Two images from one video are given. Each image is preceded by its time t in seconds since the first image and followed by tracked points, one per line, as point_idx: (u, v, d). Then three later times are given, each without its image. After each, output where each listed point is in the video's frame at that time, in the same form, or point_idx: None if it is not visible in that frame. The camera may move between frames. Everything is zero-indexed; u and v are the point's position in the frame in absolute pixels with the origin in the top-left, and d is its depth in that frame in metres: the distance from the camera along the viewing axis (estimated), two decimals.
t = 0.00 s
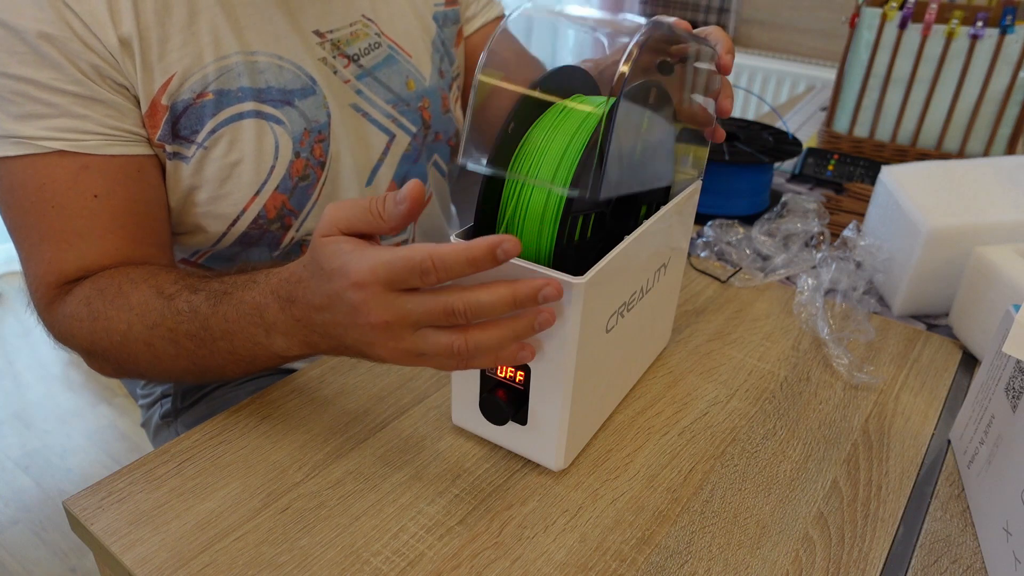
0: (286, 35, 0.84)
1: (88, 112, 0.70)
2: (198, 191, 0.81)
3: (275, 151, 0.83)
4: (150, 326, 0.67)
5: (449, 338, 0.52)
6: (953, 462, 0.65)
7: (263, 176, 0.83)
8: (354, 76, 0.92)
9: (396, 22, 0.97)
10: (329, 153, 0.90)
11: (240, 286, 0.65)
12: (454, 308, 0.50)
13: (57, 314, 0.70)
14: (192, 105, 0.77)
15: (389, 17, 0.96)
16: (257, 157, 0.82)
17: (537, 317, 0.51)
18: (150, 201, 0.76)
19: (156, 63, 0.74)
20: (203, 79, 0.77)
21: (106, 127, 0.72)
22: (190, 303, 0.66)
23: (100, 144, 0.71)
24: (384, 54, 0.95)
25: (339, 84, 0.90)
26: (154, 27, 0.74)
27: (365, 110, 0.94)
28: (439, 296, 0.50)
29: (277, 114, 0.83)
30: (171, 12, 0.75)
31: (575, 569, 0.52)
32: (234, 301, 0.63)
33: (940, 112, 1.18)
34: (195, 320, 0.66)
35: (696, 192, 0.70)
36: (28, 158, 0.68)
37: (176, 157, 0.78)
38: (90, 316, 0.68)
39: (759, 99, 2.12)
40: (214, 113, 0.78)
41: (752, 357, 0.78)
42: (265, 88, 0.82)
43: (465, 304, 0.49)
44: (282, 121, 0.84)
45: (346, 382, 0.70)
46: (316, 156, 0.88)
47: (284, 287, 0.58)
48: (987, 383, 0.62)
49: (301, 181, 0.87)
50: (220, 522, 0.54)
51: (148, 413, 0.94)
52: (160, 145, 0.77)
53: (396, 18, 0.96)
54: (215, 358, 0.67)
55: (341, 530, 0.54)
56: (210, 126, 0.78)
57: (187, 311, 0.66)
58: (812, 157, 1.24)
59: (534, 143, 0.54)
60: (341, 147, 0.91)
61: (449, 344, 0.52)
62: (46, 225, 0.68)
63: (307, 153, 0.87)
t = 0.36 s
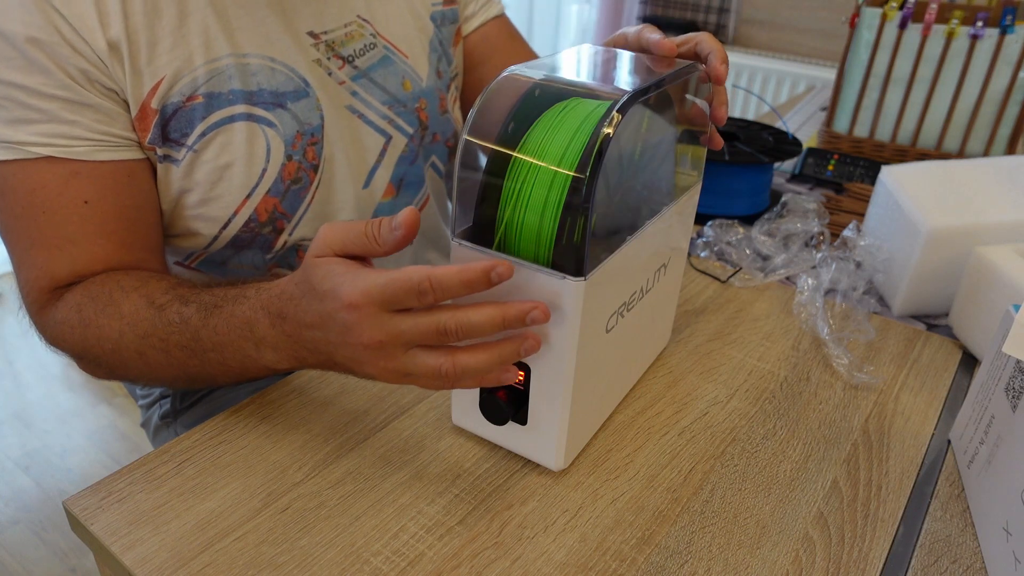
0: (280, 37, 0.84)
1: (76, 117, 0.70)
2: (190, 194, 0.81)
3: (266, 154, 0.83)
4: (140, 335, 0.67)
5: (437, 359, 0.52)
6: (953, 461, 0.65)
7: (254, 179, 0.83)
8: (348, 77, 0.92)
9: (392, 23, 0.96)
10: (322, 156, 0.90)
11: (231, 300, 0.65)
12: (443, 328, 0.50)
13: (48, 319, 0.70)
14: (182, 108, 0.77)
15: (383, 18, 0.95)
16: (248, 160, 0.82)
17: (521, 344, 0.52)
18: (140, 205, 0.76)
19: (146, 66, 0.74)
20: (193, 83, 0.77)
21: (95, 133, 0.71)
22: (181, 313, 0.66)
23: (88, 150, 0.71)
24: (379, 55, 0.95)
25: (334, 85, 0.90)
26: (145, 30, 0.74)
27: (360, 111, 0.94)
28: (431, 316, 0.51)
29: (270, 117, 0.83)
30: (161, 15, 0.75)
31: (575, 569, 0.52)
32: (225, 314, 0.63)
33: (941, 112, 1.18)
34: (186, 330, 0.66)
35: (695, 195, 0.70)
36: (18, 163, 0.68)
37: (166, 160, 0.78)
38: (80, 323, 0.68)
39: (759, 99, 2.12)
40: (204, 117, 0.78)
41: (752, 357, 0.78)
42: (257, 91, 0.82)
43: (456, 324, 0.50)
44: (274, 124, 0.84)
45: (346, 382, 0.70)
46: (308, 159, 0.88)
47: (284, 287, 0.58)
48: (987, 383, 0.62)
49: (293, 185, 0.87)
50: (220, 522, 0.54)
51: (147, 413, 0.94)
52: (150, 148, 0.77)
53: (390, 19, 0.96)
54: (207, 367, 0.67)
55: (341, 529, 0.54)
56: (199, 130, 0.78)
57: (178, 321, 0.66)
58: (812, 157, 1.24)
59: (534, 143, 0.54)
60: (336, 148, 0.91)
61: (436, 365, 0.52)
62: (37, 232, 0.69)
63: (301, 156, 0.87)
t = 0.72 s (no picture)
0: (279, 36, 0.84)
1: (76, 118, 0.70)
2: (189, 195, 0.81)
3: (265, 154, 0.83)
4: (147, 336, 0.67)
5: (452, 344, 0.54)
6: (953, 461, 0.65)
7: (252, 180, 0.83)
8: (348, 77, 0.92)
9: (392, 22, 0.97)
10: (322, 155, 0.90)
11: (240, 297, 0.65)
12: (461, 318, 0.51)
13: (49, 321, 0.70)
14: (181, 108, 0.77)
15: (382, 18, 0.95)
16: (247, 160, 0.82)
17: (539, 339, 0.52)
18: (139, 206, 0.76)
19: (145, 65, 0.74)
20: (192, 82, 0.77)
21: (94, 133, 0.71)
22: (187, 312, 0.67)
23: (88, 151, 0.71)
24: (379, 54, 0.95)
25: (333, 85, 0.90)
26: (144, 29, 0.74)
27: (360, 111, 0.94)
28: (448, 303, 0.52)
29: (269, 116, 0.83)
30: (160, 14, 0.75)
31: (575, 569, 0.52)
32: (233, 311, 0.64)
33: (940, 112, 1.18)
34: (193, 330, 0.66)
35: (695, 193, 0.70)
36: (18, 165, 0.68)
37: (165, 160, 0.78)
38: (84, 324, 0.68)
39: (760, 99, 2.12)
40: (203, 116, 0.78)
41: (752, 357, 0.78)
42: (256, 90, 0.82)
43: (472, 312, 0.51)
44: (274, 123, 0.84)
45: (346, 382, 0.70)
46: (308, 159, 0.88)
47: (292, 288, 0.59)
48: (987, 384, 0.62)
49: (293, 184, 0.87)
50: (220, 523, 0.54)
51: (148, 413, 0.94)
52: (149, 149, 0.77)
53: (390, 18, 0.96)
54: (212, 366, 0.67)
55: (341, 530, 0.54)
56: (198, 129, 0.78)
57: (184, 321, 0.67)
58: (812, 157, 1.24)
59: (534, 143, 0.54)
60: (335, 148, 0.91)
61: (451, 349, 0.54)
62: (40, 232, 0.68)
63: (301, 156, 0.87)
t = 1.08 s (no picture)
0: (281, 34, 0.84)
1: (77, 112, 0.71)
2: (191, 193, 0.81)
3: (269, 151, 0.83)
4: (154, 341, 0.67)
5: (500, 362, 0.54)
6: (953, 461, 0.65)
7: (256, 177, 0.83)
8: (352, 75, 0.92)
9: (394, 21, 0.97)
10: (324, 154, 0.90)
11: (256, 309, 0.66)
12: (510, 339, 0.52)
13: (50, 320, 0.69)
14: (184, 105, 0.77)
15: (385, 16, 0.96)
16: (250, 158, 0.82)
17: (583, 370, 0.53)
18: (141, 203, 0.76)
19: (149, 62, 0.74)
20: (196, 79, 0.77)
21: (95, 128, 0.72)
22: (200, 318, 0.67)
23: (90, 145, 0.72)
24: (383, 53, 0.95)
25: (337, 84, 0.90)
26: (147, 26, 0.74)
27: (364, 110, 0.94)
28: (498, 322, 0.52)
29: (272, 114, 0.83)
30: (163, 10, 0.75)
31: (575, 569, 0.52)
32: (251, 319, 0.65)
33: (940, 113, 1.18)
34: (202, 336, 0.66)
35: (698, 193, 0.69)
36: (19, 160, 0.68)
37: (168, 157, 0.78)
38: (89, 324, 0.67)
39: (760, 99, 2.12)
40: (206, 113, 0.78)
41: (752, 357, 0.78)
42: (259, 88, 0.82)
43: (523, 332, 0.51)
44: (277, 121, 0.84)
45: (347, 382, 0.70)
46: (311, 157, 0.88)
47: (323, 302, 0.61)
48: (987, 383, 0.62)
49: (297, 182, 0.87)
50: (220, 522, 0.54)
51: (149, 413, 0.95)
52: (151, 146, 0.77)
53: (392, 17, 0.96)
54: (217, 377, 0.66)
55: (342, 529, 0.54)
56: (201, 126, 0.78)
57: (195, 327, 0.66)
58: (813, 157, 1.25)
59: (535, 146, 0.54)
60: (337, 149, 0.91)
61: (499, 369, 0.54)
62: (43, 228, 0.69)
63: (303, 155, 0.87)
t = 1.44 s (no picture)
0: (285, 34, 0.84)
1: (80, 115, 0.70)
2: (195, 193, 0.81)
3: (273, 151, 0.83)
4: (158, 343, 0.67)
5: (486, 361, 0.54)
6: (953, 461, 0.65)
7: (260, 176, 0.83)
8: (355, 74, 0.92)
9: (396, 22, 0.97)
10: (328, 153, 0.90)
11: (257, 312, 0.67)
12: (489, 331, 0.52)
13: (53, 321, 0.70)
14: (189, 105, 0.77)
15: (387, 17, 0.96)
16: (254, 157, 0.82)
17: (568, 362, 0.53)
18: (142, 205, 0.76)
19: (154, 63, 0.75)
20: (200, 79, 0.77)
21: (98, 130, 0.71)
22: (202, 321, 0.67)
23: (93, 148, 0.71)
24: (385, 53, 0.95)
25: (339, 83, 0.90)
26: (152, 26, 0.74)
27: (367, 109, 0.94)
28: (479, 316, 0.52)
29: (276, 113, 0.83)
30: (168, 11, 0.75)
31: (575, 568, 0.52)
32: (252, 324, 0.65)
33: (940, 112, 1.18)
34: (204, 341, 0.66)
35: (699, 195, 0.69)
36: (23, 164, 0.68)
37: (173, 157, 0.78)
38: (91, 327, 0.67)
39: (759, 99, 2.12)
40: (211, 113, 0.78)
41: (752, 357, 0.77)
42: (264, 87, 0.82)
43: (504, 327, 0.51)
44: (281, 120, 0.84)
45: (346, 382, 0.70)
46: (315, 155, 0.88)
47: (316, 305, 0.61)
48: (987, 383, 0.62)
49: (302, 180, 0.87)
50: (221, 522, 0.54)
51: (150, 413, 0.95)
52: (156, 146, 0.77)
53: (394, 18, 0.96)
54: (218, 377, 0.66)
55: (342, 529, 0.54)
56: (206, 126, 0.78)
57: (198, 330, 0.67)
58: (812, 157, 1.25)
59: (529, 144, 0.54)
60: (341, 148, 0.91)
61: (484, 367, 0.54)
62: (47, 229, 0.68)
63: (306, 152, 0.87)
